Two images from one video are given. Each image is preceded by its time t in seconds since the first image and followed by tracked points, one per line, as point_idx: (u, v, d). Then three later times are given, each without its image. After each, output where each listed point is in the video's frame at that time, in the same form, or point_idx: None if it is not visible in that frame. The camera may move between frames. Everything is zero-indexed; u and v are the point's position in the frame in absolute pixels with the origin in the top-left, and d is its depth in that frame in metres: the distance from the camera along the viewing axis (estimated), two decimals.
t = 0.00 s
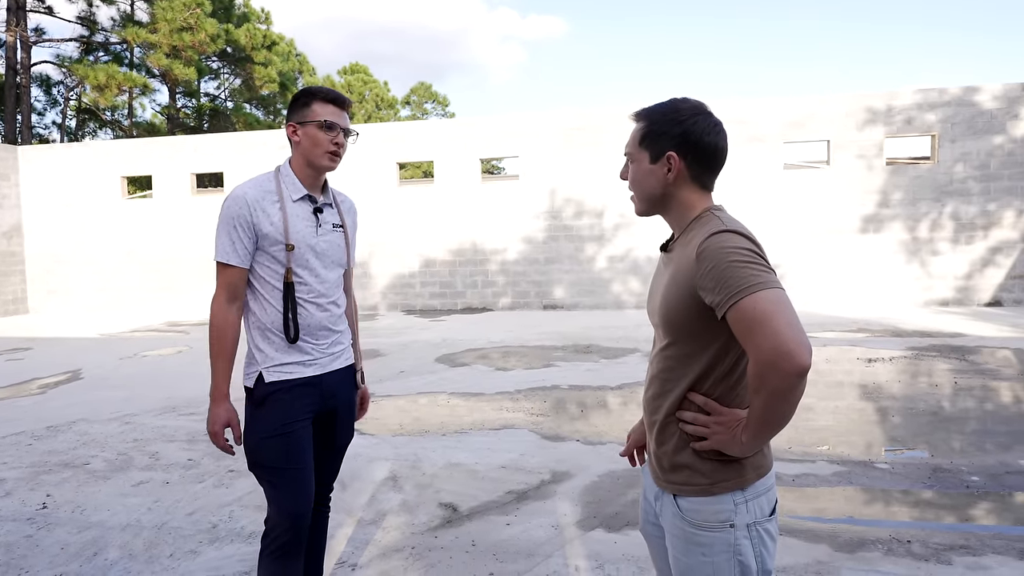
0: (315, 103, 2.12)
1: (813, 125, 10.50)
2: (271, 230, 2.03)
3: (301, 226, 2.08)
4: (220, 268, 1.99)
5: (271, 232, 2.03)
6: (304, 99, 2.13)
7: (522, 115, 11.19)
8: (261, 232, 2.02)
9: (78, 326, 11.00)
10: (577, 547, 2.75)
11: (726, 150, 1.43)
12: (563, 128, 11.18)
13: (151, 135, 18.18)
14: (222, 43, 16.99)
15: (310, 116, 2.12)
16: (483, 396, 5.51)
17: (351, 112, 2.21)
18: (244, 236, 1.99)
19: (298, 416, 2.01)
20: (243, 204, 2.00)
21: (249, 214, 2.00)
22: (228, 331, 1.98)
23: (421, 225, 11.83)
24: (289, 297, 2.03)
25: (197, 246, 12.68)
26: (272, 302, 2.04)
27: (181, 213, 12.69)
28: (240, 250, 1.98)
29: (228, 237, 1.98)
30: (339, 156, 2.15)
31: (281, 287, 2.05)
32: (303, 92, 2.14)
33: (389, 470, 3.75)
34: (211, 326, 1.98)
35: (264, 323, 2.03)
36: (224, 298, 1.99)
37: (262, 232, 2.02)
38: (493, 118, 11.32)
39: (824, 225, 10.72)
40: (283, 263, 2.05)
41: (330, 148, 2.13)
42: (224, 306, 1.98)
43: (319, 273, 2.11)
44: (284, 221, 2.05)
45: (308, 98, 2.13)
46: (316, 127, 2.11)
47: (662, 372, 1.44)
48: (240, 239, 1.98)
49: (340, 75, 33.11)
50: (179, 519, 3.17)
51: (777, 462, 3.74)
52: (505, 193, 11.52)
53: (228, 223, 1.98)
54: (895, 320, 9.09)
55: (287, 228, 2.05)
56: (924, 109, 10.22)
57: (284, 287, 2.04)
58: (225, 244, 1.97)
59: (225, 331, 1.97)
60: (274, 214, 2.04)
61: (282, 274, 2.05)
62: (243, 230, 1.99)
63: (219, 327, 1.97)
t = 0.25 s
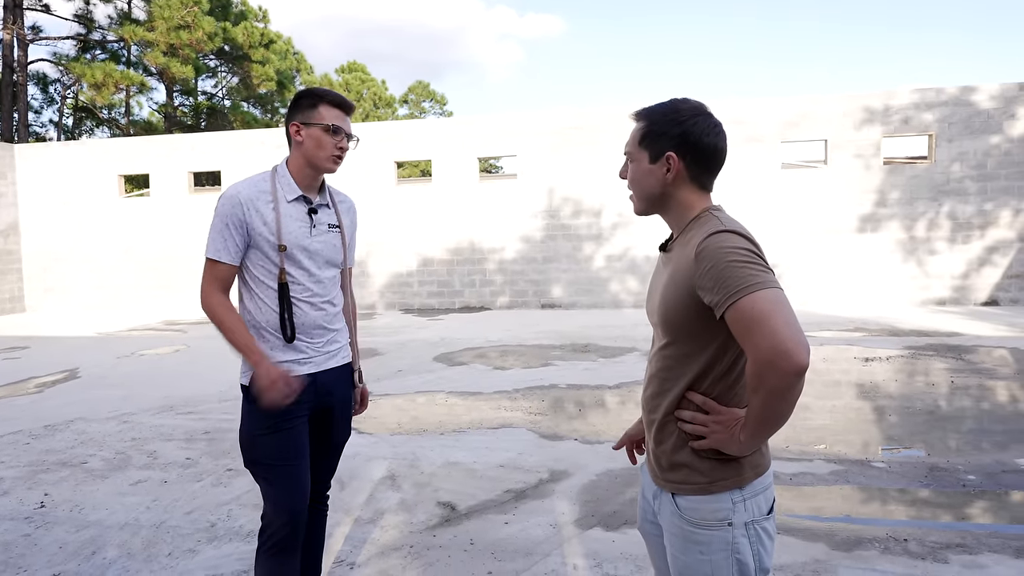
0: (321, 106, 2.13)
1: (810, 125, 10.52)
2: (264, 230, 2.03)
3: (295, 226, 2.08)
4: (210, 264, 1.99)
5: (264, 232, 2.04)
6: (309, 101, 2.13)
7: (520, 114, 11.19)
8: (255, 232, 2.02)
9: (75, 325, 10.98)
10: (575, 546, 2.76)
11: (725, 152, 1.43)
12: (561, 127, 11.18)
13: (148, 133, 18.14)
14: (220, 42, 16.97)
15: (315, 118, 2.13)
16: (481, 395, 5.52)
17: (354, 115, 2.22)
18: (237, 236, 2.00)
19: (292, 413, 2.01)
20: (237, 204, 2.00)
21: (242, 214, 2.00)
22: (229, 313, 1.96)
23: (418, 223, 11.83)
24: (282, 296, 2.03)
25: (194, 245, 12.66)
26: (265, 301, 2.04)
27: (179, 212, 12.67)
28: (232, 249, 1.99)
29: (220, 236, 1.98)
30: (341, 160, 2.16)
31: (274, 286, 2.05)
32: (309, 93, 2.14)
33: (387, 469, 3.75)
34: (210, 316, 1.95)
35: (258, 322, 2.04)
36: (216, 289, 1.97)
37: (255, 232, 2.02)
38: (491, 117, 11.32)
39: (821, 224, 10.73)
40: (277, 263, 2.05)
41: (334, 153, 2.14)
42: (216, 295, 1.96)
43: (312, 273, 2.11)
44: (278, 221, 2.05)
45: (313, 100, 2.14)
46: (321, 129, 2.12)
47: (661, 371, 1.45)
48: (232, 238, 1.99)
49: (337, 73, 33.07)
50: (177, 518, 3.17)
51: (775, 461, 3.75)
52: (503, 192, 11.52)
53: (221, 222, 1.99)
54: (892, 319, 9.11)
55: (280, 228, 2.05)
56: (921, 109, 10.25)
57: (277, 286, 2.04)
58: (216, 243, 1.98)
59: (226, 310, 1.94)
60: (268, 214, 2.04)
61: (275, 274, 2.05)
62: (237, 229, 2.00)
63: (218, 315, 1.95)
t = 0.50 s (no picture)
0: (315, 107, 2.13)
1: (808, 124, 10.53)
2: (262, 228, 2.04)
3: (291, 226, 2.09)
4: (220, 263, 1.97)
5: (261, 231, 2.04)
6: (303, 102, 2.13)
7: (519, 113, 11.20)
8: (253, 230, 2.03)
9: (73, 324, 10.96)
10: (574, 545, 2.76)
11: (724, 153, 1.44)
12: (560, 127, 11.19)
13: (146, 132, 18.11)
14: (218, 41, 16.95)
15: (306, 119, 2.12)
16: (480, 394, 5.53)
17: (349, 117, 2.21)
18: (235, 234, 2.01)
19: (285, 412, 2.01)
20: (235, 201, 2.01)
21: (240, 212, 2.01)
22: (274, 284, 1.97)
23: (417, 223, 11.83)
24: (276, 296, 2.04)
25: (192, 244, 12.65)
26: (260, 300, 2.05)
27: (177, 211, 12.66)
28: (234, 245, 1.98)
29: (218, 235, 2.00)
30: (332, 162, 2.15)
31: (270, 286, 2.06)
32: (305, 95, 2.14)
33: (385, 468, 3.75)
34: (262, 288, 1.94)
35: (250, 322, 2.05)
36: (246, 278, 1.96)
37: (253, 230, 2.02)
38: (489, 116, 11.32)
39: (819, 223, 10.75)
40: (273, 262, 2.06)
41: (323, 153, 2.13)
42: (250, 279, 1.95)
43: (307, 274, 2.11)
44: (275, 221, 2.05)
45: (308, 101, 2.14)
46: (313, 130, 2.12)
47: (661, 371, 1.45)
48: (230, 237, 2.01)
49: (335, 72, 33.04)
50: (176, 518, 3.17)
51: (773, 460, 3.76)
52: (502, 191, 11.52)
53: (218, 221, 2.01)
54: (889, 318, 9.12)
55: (277, 227, 2.05)
56: (919, 108, 10.27)
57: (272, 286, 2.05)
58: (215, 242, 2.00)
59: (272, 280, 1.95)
60: (266, 212, 2.05)
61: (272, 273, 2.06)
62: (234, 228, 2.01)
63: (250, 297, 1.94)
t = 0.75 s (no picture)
0: (312, 110, 2.12)
1: (807, 124, 10.55)
2: (269, 228, 2.04)
3: (295, 226, 2.09)
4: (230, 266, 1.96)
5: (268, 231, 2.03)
6: (300, 105, 2.12)
7: (517, 112, 11.21)
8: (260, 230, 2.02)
9: (72, 324, 10.95)
10: (573, 544, 2.77)
11: (720, 153, 1.44)
12: (559, 126, 11.19)
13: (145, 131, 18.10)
14: (216, 40, 16.94)
15: (305, 122, 2.12)
16: (479, 393, 5.53)
17: (347, 118, 2.22)
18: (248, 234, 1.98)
19: (294, 411, 2.02)
20: (242, 201, 2.00)
21: (249, 212, 2.00)
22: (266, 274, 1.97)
23: (415, 222, 11.83)
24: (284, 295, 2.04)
25: (191, 243, 12.64)
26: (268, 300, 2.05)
27: (175, 210, 12.65)
28: (249, 244, 1.97)
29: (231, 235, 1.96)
30: (333, 163, 2.16)
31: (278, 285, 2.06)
32: (301, 97, 2.13)
33: (385, 468, 3.75)
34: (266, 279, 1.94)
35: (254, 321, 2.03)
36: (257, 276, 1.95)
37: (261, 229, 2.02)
38: (488, 116, 11.32)
39: (818, 223, 10.76)
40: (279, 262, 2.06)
41: (324, 155, 2.14)
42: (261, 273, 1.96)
43: (312, 273, 2.12)
44: (280, 221, 2.06)
45: (304, 104, 2.12)
46: (312, 133, 2.12)
47: (661, 370, 1.46)
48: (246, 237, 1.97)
49: (334, 71, 33.02)
50: (175, 517, 3.18)
51: (771, 459, 3.77)
52: (501, 190, 11.52)
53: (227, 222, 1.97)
54: (888, 318, 9.13)
55: (283, 228, 2.06)
56: (917, 108, 10.28)
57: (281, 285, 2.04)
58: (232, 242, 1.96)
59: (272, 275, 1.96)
60: (271, 212, 2.04)
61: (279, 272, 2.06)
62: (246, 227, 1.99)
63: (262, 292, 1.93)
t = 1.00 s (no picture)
0: (314, 111, 2.11)
1: (806, 124, 10.55)
2: (267, 227, 2.04)
3: (295, 224, 2.09)
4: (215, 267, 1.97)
5: (266, 231, 2.04)
6: (300, 107, 2.12)
7: (517, 112, 11.21)
8: (257, 230, 2.03)
9: (70, 322, 10.94)
10: (572, 544, 2.77)
11: (716, 153, 1.44)
12: (558, 125, 11.19)
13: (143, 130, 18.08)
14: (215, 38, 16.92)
15: (308, 124, 2.11)
16: (477, 393, 5.53)
17: (349, 119, 2.21)
18: (241, 233, 1.99)
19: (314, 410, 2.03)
20: (236, 202, 2.01)
21: (242, 211, 2.01)
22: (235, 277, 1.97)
23: (415, 221, 11.82)
24: (288, 291, 2.03)
25: (190, 242, 12.63)
26: (272, 297, 2.04)
27: (174, 209, 12.64)
28: (238, 244, 1.98)
29: (224, 235, 1.98)
30: (337, 163, 2.17)
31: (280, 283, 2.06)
32: (302, 99, 2.12)
33: (384, 467, 3.75)
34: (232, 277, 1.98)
35: (264, 319, 2.03)
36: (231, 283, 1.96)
37: (257, 228, 2.02)
38: (487, 115, 11.32)
39: (816, 223, 10.77)
40: (280, 260, 2.06)
41: (328, 157, 2.15)
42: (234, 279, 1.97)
43: (314, 271, 2.12)
44: (279, 220, 2.06)
45: (305, 106, 2.12)
46: (315, 136, 2.12)
47: (661, 370, 1.46)
48: (235, 237, 1.99)
49: (333, 70, 33.01)
50: (174, 516, 3.17)
51: (770, 459, 3.77)
52: (500, 189, 11.51)
53: (223, 222, 1.99)
54: (886, 318, 9.14)
55: (282, 227, 2.06)
56: (916, 108, 10.28)
57: (282, 283, 2.05)
58: (221, 241, 1.97)
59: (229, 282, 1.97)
60: (269, 212, 2.05)
61: (280, 270, 2.06)
62: (241, 227, 2.00)
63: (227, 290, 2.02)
